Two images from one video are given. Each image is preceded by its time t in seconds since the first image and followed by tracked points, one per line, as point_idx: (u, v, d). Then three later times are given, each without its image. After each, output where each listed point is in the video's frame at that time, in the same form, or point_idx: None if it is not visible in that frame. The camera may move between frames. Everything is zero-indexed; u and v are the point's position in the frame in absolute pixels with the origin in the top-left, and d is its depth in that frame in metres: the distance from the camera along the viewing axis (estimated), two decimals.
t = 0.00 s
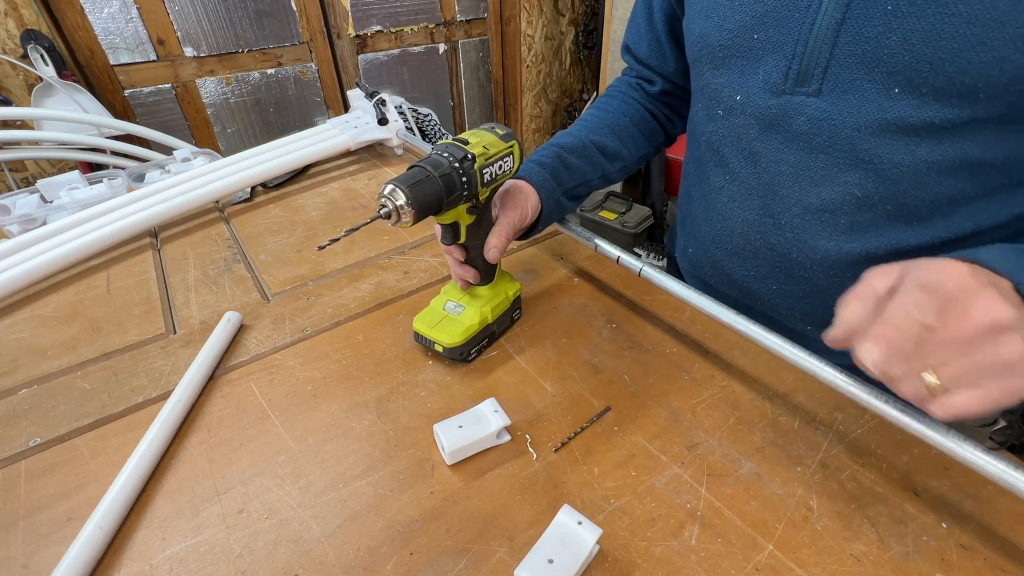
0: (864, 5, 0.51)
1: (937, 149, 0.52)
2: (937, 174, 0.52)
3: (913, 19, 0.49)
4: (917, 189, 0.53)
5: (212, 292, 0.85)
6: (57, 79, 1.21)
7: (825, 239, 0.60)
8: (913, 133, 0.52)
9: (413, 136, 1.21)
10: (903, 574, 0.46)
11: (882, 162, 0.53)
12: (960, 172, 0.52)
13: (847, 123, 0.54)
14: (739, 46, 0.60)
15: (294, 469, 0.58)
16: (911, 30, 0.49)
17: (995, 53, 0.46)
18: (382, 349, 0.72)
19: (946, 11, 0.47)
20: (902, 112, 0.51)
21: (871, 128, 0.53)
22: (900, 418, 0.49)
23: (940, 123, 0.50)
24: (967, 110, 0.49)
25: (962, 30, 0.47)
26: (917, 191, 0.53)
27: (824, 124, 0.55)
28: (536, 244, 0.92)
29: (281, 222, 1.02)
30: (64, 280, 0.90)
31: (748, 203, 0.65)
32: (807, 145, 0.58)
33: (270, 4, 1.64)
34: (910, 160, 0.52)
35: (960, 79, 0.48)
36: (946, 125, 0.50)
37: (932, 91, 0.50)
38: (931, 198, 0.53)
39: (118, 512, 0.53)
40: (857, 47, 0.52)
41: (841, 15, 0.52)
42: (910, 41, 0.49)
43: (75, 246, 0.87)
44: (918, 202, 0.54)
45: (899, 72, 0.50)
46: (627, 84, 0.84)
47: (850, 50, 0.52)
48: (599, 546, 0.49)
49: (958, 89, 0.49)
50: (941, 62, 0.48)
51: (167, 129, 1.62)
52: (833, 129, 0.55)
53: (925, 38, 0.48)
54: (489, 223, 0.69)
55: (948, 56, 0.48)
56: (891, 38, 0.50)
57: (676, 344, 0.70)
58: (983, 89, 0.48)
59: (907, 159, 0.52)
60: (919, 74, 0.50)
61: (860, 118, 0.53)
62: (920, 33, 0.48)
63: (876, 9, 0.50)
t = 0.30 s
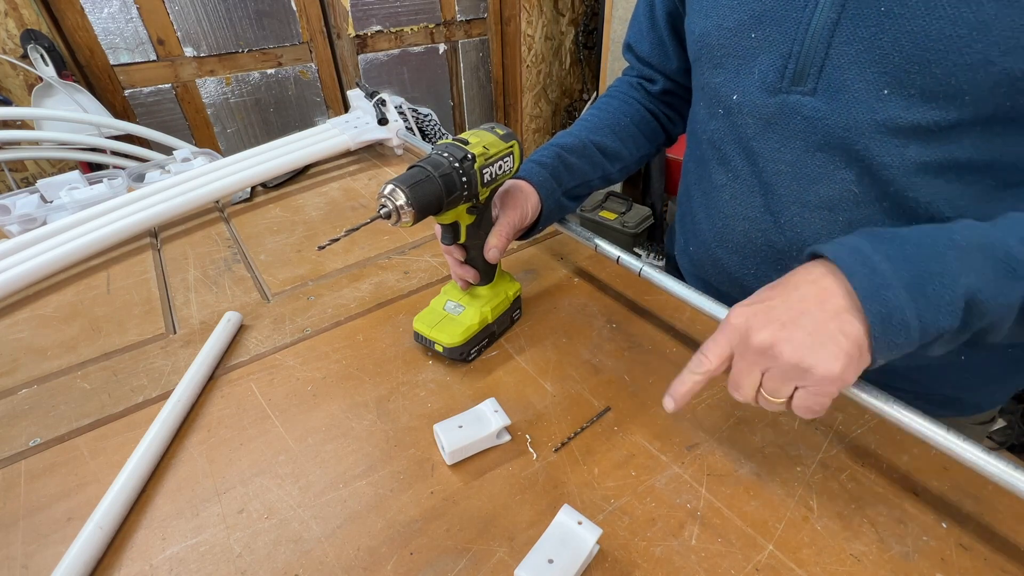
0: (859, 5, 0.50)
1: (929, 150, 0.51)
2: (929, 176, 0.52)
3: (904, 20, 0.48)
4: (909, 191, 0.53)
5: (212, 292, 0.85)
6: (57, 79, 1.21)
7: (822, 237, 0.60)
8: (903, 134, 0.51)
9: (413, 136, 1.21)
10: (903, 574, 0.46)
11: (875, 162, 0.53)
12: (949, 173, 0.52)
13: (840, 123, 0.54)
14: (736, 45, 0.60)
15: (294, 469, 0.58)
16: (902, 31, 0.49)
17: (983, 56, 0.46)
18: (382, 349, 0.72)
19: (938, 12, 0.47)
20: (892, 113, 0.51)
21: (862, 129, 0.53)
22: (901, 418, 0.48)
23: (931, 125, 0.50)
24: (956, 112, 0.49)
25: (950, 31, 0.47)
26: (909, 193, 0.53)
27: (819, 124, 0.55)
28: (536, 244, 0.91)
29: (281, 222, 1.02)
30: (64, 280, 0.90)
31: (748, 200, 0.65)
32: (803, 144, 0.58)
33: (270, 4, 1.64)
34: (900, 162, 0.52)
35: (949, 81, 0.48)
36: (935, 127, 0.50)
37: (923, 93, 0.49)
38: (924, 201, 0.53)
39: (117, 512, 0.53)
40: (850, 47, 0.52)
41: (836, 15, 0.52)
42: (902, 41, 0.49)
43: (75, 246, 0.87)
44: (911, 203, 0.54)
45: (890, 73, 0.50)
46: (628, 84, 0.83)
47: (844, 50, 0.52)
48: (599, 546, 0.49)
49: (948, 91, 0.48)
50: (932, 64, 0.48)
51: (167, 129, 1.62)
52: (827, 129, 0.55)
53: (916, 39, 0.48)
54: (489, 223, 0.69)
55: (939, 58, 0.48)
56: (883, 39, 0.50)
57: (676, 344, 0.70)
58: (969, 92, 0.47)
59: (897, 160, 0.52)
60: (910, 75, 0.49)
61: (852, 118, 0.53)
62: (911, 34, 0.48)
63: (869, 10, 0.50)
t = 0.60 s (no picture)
0: (838, 6, 0.51)
1: (913, 148, 0.51)
2: (913, 173, 0.52)
3: (883, 20, 0.49)
4: (895, 188, 0.53)
5: (212, 292, 0.85)
6: (57, 79, 1.21)
7: (812, 234, 0.60)
8: (887, 132, 0.51)
9: (413, 136, 1.21)
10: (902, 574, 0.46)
11: (861, 160, 0.53)
12: (932, 170, 0.51)
13: (825, 123, 0.54)
14: (723, 48, 0.60)
15: (294, 469, 0.58)
16: (881, 31, 0.49)
17: (960, 54, 0.46)
18: (382, 348, 0.72)
19: (916, 11, 0.47)
20: (874, 112, 0.51)
21: (846, 128, 0.53)
22: (901, 418, 0.49)
23: (913, 122, 0.50)
24: (937, 110, 0.49)
25: (929, 31, 0.47)
26: (895, 190, 0.53)
27: (804, 123, 0.55)
28: (536, 244, 0.92)
29: (281, 222, 1.02)
30: (64, 281, 0.91)
31: (739, 199, 0.65)
32: (790, 144, 0.58)
33: (270, 4, 1.64)
34: (884, 160, 0.52)
35: (928, 79, 0.48)
36: (917, 125, 0.50)
37: (904, 92, 0.49)
38: (911, 198, 0.52)
39: (118, 511, 0.53)
40: (832, 48, 0.52)
41: (817, 17, 0.52)
42: (881, 42, 0.49)
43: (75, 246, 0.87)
44: (898, 200, 0.53)
45: (871, 72, 0.50)
46: (626, 89, 0.84)
47: (826, 51, 0.52)
48: (599, 546, 0.49)
49: (927, 89, 0.48)
50: (912, 63, 0.48)
51: (167, 129, 1.62)
52: (812, 129, 0.55)
53: (894, 39, 0.48)
54: (489, 223, 0.69)
55: (918, 57, 0.48)
56: (863, 39, 0.50)
57: (676, 344, 0.70)
58: (949, 88, 0.47)
59: (882, 158, 0.52)
60: (890, 74, 0.49)
61: (837, 118, 0.53)
62: (890, 34, 0.48)
63: (849, 12, 0.50)
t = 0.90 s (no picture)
0: (839, 6, 0.51)
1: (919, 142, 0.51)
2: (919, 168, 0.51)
3: (885, 19, 0.49)
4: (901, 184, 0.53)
5: (212, 292, 0.85)
6: (57, 79, 1.21)
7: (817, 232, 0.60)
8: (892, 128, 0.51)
9: (413, 136, 1.20)
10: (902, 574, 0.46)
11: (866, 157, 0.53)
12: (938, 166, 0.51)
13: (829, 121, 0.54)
14: (724, 50, 0.60)
15: (294, 469, 0.58)
16: (884, 29, 0.49)
17: (964, 49, 0.46)
18: (382, 349, 0.72)
19: (918, 8, 0.47)
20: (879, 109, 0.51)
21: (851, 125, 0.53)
22: (901, 418, 0.49)
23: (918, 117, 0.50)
24: (942, 105, 0.49)
25: (932, 27, 0.47)
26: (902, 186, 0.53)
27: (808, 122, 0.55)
28: (535, 244, 0.91)
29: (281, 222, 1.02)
30: (64, 280, 0.91)
31: (742, 199, 0.65)
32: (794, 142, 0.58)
33: (269, 4, 1.64)
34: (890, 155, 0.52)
35: (933, 74, 0.48)
36: (922, 120, 0.50)
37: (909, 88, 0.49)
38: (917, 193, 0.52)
39: (118, 511, 0.53)
40: (835, 47, 0.52)
41: (818, 17, 0.52)
42: (884, 40, 0.49)
43: (76, 246, 0.87)
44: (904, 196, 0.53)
45: (874, 70, 0.50)
46: (622, 92, 0.84)
47: (828, 50, 0.52)
48: (599, 546, 0.49)
49: (932, 85, 0.48)
50: (915, 59, 0.48)
51: (167, 129, 1.62)
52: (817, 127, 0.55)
53: (897, 36, 0.48)
54: (489, 224, 0.69)
55: (922, 54, 0.48)
56: (866, 37, 0.50)
57: (676, 344, 0.70)
58: (955, 83, 0.47)
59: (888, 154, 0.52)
60: (893, 71, 0.49)
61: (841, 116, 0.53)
62: (892, 32, 0.48)
63: (850, 11, 0.50)
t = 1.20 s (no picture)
0: (837, 6, 0.51)
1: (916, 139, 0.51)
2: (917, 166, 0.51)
3: (881, 17, 0.49)
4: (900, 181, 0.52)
5: (212, 292, 0.85)
6: (57, 79, 1.21)
7: (815, 230, 0.59)
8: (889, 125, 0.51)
9: (413, 136, 1.20)
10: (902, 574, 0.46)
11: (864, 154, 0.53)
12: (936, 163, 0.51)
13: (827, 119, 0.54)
14: (722, 50, 0.60)
15: (294, 469, 0.58)
16: (880, 28, 0.49)
17: (960, 46, 0.46)
18: (382, 349, 0.72)
19: (914, 6, 0.47)
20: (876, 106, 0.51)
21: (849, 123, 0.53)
22: (901, 418, 0.49)
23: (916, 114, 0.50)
24: (939, 102, 0.48)
25: (928, 25, 0.47)
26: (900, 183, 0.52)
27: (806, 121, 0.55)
28: (535, 244, 0.91)
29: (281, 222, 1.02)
30: (64, 280, 0.90)
31: (742, 197, 0.65)
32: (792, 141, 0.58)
33: (269, 4, 1.64)
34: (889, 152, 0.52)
35: (929, 71, 0.48)
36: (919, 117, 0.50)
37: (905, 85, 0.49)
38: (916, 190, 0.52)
39: (118, 511, 0.53)
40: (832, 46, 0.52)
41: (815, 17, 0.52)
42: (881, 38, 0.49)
43: (76, 246, 0.87)
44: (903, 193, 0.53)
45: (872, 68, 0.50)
46: (621, 94, 0.84)
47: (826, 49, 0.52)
48: (599, 546, 0.49)
49: (928, 82, 0.48)
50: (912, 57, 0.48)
51: (167, 129, 1.62)
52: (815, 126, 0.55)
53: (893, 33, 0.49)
54: (489, 224, 0.69)
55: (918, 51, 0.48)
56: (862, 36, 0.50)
57: (676, 344, 0.70)
58: (951, 80, 0.47)
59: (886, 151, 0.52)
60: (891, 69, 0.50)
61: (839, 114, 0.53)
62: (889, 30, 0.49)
63: (847, 11, 0.51)
